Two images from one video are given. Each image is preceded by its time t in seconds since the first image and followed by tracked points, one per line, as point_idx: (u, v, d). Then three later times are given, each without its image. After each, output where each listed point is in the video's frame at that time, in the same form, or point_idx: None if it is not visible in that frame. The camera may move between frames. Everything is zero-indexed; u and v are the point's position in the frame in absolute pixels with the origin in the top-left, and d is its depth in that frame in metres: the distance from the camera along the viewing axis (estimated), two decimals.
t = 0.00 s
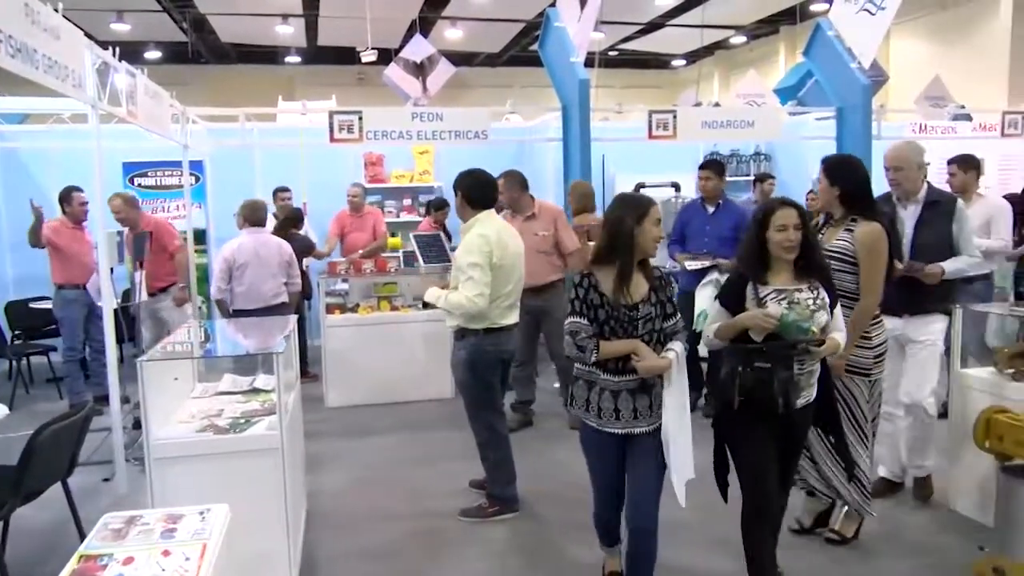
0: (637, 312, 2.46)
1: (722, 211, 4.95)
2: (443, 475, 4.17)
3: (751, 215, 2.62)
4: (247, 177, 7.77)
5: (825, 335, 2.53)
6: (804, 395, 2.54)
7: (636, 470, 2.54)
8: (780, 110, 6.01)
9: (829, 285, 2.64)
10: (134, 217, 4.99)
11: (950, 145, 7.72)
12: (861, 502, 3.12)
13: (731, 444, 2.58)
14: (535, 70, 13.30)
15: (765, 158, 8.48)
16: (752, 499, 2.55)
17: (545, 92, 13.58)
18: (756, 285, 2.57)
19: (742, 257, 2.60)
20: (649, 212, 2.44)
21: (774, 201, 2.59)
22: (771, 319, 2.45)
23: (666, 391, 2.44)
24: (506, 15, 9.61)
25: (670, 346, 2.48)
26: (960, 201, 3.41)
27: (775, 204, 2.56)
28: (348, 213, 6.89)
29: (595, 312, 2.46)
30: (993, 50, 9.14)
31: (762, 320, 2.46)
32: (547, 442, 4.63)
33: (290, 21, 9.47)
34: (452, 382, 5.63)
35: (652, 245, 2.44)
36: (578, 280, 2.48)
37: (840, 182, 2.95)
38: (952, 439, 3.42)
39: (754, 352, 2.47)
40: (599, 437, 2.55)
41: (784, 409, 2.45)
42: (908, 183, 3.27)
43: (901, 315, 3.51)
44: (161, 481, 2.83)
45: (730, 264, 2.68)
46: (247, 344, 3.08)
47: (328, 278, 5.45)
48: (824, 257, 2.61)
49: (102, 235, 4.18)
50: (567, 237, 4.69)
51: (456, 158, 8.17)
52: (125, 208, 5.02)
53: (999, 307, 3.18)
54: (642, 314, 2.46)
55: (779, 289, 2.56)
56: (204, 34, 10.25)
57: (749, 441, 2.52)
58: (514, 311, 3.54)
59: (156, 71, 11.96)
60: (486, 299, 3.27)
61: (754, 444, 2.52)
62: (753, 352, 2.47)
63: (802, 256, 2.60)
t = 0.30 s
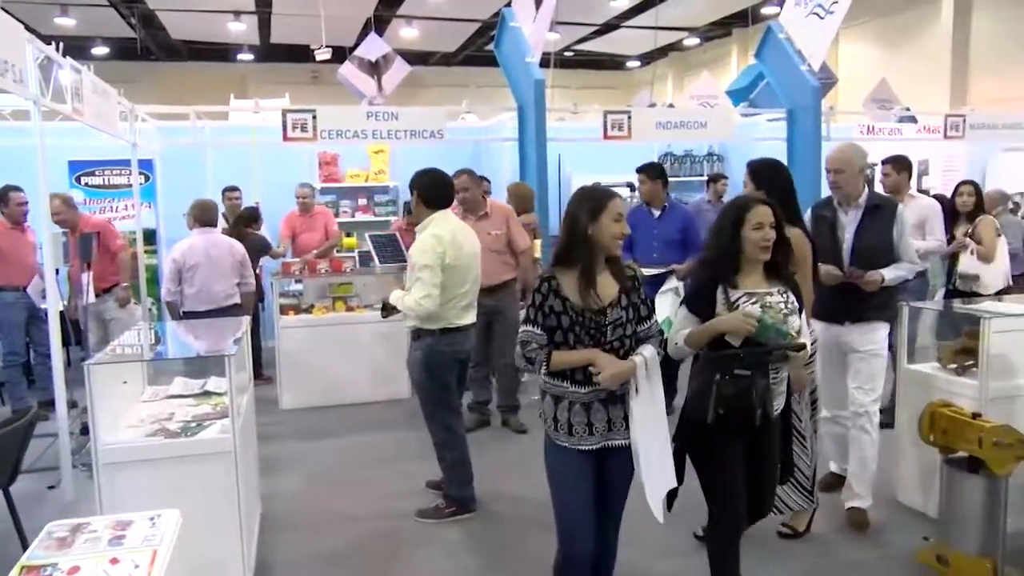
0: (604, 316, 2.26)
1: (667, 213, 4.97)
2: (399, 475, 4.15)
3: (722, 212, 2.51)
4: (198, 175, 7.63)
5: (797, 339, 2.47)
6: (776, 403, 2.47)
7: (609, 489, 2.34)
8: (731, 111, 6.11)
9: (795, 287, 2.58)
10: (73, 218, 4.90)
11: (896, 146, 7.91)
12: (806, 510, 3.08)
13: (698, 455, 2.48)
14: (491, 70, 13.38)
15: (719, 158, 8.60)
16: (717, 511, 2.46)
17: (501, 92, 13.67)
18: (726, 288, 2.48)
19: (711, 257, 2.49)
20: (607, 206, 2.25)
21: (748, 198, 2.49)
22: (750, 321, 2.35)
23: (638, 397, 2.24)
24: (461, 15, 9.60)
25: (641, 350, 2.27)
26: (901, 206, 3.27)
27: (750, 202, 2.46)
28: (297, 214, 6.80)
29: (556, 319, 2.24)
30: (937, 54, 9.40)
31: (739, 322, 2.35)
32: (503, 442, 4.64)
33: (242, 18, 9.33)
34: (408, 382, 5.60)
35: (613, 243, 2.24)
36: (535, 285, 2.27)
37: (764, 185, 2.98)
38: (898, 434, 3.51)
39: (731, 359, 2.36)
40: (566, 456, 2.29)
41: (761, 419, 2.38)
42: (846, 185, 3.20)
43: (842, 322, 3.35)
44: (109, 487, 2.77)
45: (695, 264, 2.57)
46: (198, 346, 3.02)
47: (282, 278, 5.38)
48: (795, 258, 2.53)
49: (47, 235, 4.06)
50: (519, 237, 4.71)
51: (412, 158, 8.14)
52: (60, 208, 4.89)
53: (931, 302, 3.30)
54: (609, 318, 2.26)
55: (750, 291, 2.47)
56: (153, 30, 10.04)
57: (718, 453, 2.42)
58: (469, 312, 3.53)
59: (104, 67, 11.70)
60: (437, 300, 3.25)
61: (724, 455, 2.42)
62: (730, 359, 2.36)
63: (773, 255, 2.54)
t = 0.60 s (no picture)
0: (579, 335, 2.03)
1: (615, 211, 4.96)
2: (361, 477, 4.11)
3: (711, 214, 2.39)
4: (154, 174, 7.49)
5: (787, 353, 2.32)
6: (763, 423, 2.34)
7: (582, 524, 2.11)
8: (691, 112, 6.16)
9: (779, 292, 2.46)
10: (22, 218, 4.74)
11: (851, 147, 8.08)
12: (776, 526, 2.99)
13: (677, 473, 2.35)
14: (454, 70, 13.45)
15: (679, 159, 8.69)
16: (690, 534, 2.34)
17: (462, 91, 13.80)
18: (714, 295, 2.34)
19: (698, 262, 2.36)
20: (573, 210, 2.04)
21: (737, 199, 2.37)
22: (740, 329, 2.19)
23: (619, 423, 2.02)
24: (423, 14, 9.57)
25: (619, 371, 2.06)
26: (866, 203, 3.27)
27: (739, 203, 2.34)
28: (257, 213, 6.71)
29: (523, 340, 2.01)
30: (890, 57, 9.60)
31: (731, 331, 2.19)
32: (466, 443, 4.63)
33: (199, 15, 9.19)
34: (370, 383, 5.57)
35: (580, 251, 2.04)
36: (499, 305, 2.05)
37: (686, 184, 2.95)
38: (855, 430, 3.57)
39: (717, 376, 2.25)
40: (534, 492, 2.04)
41: (743, 438, 2.26)
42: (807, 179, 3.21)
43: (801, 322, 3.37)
44: (62, 494, 2.71)
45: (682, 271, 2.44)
46: (155, 348, 2.96)
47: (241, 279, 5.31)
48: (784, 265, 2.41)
49: None
50: (483, 239, 4.71)
51: (374, 158, 8.09)
52: (10, 207, 4.72)
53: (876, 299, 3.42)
54: (584, 336, 2.04)
55: (739, 300, 2.34)
56: (106, 26, 9.83)
57: (697, 472, 2.29)
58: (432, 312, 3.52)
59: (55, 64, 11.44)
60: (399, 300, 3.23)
61: (701, 473, 2.29)
62: (716, 376, 2.25)
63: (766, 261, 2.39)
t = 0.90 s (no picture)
0: (567, 349, 1.85)
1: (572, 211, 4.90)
2: (319, 480, 4.07)
3: (713, 220, 2.28)
4: (104, 173, 7.33)
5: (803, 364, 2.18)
6: (780, 439, 2.18)
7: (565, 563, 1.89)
8: (648, 113, 6.22)
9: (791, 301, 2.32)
10: None
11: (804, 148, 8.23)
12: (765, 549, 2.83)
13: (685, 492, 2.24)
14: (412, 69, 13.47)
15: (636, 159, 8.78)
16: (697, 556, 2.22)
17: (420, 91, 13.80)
18: (721, 303, 2.21)
19: (700, 268, 2.26)
20: (560, 206, 1.85)
21: (742, 203, 2.26)
22: (752, 337, 2.09)
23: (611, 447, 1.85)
24: (380, 13, 9.53)
25: (605, 387, 1.89)
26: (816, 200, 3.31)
27: (743, 208, 2.23)
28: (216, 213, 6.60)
29: (510, 358, 1.79)
30: (841, 60, 9.80)
31: (739, 338, 2.09)
32: (426, 443, 4.61)
33: (151, 11, 9.03)
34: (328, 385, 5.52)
35: (570, 253, 1.85)
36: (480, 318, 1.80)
37: (615, 183, 2.84)
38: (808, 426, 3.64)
39: (722, 389, 2.14)
40: (519, 528, 1.83)
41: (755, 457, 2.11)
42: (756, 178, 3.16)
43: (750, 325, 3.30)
44: (8, 501, 2.63)
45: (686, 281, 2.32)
46: (106, 351, 2.89)
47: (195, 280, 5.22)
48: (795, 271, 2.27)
49: None
50: (446, 241, 4.74)
51: (331, 157, 8.04)
52: None
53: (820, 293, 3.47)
54: (571, 350, 1.86)
55: (749, 307, 2.20)
56: (53, 21, 9.59)
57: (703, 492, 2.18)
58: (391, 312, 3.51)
59: None
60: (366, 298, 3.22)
61: (708, 493, 2.18)
62: (722, 390, 2.14)
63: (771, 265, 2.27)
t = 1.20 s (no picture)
0: (585, 374, 1.57)
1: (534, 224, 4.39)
2: (277, 484, 4.02)
3: (715, 224, 2.04)
4: (55, 172, 7.15)
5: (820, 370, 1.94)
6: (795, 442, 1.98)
7: None
8: (608, 113, 6.25)
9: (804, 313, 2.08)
10: None
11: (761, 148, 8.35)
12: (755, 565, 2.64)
13: (698, 510, 1.99)
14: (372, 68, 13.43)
15: (596, 159, 8.86)
16: None
17: (381, 90, 13.77)
18: (732, 305, 1.98)
19: (705, 273, 2.01)
20: (567, 217, 1.54)
21: (751, 204, 1.99)
22: (758, 327, 1.79)
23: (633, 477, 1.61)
24: (339, 11, 9.46)
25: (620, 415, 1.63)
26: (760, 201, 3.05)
27: (752, 212, 1.96)
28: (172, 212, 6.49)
29: (525, 389, 1.49)
30: (797, 62, 9.97)
31: (744, 331, 1.81)
32: (386, 445, 4.59)
33: (103, 6, 8.84)
34: (286, 386, 5.46)
35: (585, 271, 1.54)
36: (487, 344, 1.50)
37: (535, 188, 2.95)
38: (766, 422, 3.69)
39: (739, 401, 1.87)
40: None
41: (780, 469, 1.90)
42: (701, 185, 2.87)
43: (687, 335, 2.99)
44: None
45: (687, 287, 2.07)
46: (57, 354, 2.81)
47: (150, 281, 5.11)
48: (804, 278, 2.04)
49: None
50: (408, 242, 4.72)
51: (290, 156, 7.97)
52: None
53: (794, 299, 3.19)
54: (589, 375, 1.58)
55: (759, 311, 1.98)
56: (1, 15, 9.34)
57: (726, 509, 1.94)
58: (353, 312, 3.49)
59: None
60: (338, 294, 3.23)
61: (728, 511, 1.94)
62: (740, 402, 1.87)
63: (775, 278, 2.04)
